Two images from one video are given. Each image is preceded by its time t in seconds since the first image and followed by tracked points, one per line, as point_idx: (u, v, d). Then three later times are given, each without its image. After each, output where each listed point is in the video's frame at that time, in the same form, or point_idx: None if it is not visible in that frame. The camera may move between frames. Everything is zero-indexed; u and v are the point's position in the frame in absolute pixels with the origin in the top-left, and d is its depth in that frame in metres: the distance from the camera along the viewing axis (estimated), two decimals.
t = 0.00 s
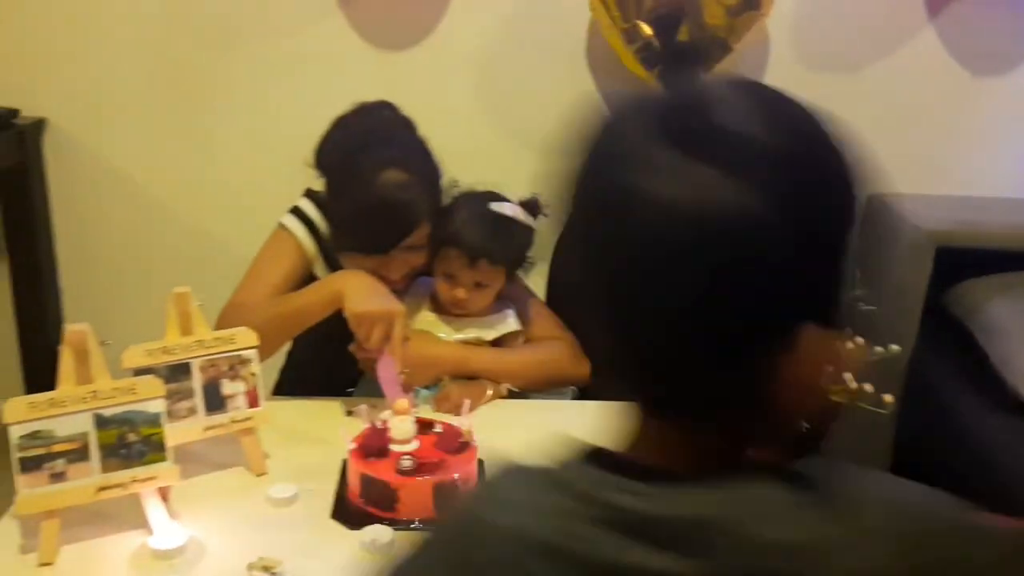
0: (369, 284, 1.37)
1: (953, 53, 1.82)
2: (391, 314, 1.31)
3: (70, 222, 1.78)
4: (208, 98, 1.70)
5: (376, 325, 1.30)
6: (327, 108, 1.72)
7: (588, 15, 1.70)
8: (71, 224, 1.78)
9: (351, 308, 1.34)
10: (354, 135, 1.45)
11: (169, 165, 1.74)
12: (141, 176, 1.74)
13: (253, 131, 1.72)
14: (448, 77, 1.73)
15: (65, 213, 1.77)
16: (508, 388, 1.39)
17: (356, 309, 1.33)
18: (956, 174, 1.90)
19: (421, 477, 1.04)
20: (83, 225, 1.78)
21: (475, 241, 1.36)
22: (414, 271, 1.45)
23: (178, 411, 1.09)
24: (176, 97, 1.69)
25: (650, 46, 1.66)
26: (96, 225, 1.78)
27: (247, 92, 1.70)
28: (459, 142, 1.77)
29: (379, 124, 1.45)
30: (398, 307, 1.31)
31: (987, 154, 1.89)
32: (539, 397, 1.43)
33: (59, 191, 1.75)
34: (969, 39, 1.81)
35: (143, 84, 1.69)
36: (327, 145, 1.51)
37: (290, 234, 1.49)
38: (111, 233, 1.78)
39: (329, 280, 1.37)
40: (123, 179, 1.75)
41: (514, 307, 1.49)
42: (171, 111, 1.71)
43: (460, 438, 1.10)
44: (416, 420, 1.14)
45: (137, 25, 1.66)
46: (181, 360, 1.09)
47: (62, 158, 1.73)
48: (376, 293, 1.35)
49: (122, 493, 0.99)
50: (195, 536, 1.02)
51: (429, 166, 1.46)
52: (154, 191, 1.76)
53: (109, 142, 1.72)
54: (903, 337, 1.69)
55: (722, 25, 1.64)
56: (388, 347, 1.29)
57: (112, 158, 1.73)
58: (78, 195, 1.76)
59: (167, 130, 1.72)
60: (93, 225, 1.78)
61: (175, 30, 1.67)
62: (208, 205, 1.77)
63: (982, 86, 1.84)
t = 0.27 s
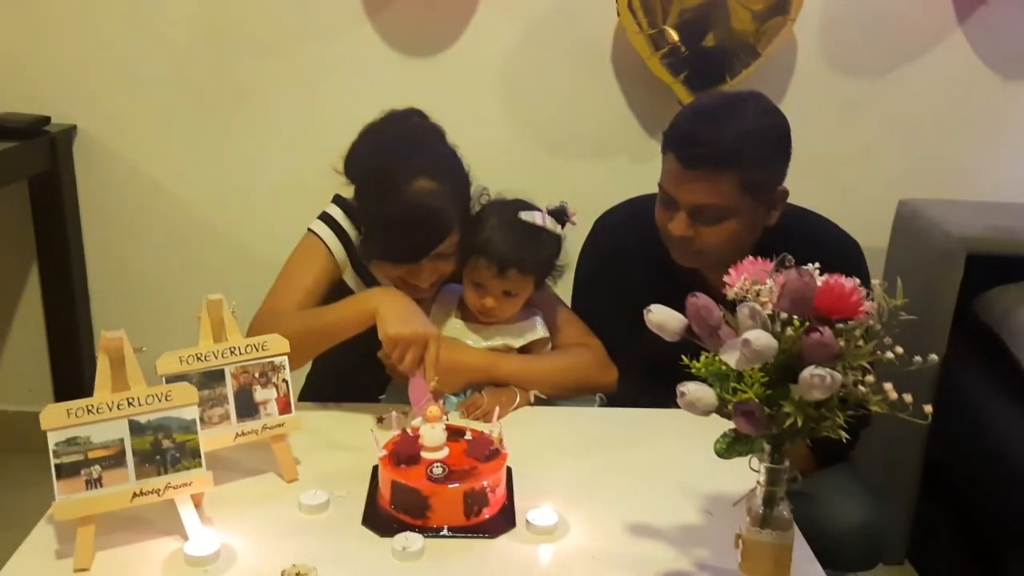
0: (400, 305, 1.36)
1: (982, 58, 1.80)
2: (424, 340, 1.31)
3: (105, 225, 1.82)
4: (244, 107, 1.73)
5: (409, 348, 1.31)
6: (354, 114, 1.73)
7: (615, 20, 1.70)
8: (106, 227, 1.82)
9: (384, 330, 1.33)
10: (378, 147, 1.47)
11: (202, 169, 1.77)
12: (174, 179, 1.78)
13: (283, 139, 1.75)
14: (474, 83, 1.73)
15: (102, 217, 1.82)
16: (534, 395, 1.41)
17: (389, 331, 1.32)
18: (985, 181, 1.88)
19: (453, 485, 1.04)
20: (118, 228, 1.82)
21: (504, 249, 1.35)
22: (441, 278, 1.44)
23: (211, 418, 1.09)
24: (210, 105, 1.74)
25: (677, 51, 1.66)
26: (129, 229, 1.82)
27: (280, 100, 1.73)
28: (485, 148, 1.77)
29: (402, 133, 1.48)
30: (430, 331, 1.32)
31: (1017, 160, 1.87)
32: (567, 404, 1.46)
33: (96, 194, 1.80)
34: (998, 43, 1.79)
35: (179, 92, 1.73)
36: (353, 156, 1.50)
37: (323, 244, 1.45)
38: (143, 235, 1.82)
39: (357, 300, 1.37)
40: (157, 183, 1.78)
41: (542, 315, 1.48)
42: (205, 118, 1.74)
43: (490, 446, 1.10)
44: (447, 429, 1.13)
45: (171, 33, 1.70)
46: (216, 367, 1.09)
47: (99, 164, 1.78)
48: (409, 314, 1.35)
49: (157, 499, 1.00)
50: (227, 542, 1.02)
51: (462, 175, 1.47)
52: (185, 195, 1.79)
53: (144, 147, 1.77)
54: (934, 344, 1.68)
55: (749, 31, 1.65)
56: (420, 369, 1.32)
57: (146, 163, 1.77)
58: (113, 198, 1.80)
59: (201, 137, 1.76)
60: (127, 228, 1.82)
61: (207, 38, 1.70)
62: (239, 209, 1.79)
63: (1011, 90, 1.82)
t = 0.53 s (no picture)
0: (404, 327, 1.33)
1: (995, 62, 1.79)
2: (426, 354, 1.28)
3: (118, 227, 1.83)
4: (257, 112, 1.74)
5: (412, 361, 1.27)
6: (366, 118, 1.73)
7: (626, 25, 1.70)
8: (119, 229, 1.83)
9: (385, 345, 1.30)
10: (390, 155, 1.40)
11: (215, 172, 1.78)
12: (186, 182, 1.79)
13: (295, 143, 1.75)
14: (485, 87, 1.74)
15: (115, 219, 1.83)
16: (544, 400, 1.40)
17: (389, 348, 1.29)
18: (1000, 187, 1.87)
19: (463, 490, 1.04)
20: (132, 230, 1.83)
21: (516, 256, 1.33)
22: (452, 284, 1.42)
23: (221, 423, 1.10)
24: (223, 109, 1.74)
25: (688, 55, 1.66)
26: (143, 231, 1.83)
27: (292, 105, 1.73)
28: (496, 152, 1.77)
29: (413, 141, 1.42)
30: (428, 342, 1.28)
31: None
32: (576, 408, 1.44)
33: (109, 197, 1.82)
34: (1010, 48, 1.79)
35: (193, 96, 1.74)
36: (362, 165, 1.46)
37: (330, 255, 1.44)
38: (156, 238, 1.83)
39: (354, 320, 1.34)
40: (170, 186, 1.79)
41: (552, 320, 1.48)
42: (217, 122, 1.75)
43: (501, 451, 1.09)
44: (457, 434, 1.13)
45: (184, 37, 1.71)
46: (227, 372, 1.09)
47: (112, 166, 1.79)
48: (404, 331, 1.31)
49: (167, 502, 1.00)
50: (237, 545, 1.03)
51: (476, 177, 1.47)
52: (199, 198, 1.79)
53: (157, 151, 1.77)
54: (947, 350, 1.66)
55: (761, 36, 1.64)
56: (422, 382, 1.28)
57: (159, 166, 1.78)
58: (126, 201, 1.81)
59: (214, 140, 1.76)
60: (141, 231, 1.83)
61: (220, 41, 1.71)
62: (250, 212, 1.80)
63: None
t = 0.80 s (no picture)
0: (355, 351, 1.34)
1: (999, 62, 1.79)
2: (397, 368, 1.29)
3: (121, 225, 1.84)
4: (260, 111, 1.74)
5: (387, 378, 1.28)
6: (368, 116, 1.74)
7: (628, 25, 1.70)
8: (123, 227, 1.84)
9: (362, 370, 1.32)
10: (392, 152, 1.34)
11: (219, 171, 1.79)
12: (190, 180, 1.80)
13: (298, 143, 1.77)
14: (487, 87, 1.74)
15: (119, 218, 1.83)
16: (545, 399, 1.40)
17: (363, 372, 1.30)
18: (1003, 188, 1.86)
19: (461, 487, 1.04)
20: (136, 228, 1.84)
21: (518, 256, 1.32)
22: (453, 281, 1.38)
23: (219, 418, 1.10)
24: (227, 107, 1.75)
25: (691, 55, 1.66)
26: (146, 228, 1.84)
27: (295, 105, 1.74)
28: (498, 151, 1.77)
29: (417, 136, 1.37)
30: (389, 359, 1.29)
31: None
32: (576, 407, 1.44)
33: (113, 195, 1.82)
34: (1015, 50, 1.78)
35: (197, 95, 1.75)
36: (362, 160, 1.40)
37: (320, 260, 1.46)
38: (159, 236, 1.84)
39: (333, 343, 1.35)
40: (173, 185, 1.80)
41: (553, 319, 1.47)
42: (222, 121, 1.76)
43: (499, 449, 1.09)
44: (455, 431, 1.12)
45: (188, 35, 1.72)
46: (226, 367, 1.09)
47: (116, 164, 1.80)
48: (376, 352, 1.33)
49: (164, 498, 1.00)
50: (234, 541, 1.02)
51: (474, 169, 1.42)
52: (202, 195, 1.80)
53: (162, 149, 1.78)
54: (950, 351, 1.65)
55: (765, 36, 1.64)
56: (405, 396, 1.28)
57: (163, 164, 1.79)
58: (130, 199, 1.82)
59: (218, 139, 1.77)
60: (144, 229, 1.84)
61: (224, 40, 1.72)
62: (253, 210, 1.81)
63: None
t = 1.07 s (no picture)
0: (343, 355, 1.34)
1: (997, 55, 1.77)
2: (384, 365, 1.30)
3: (117, 217, 1.83)
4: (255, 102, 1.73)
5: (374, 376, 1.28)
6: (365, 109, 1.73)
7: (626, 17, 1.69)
8: (118, 219, 1.83)
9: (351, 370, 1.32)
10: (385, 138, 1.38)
11: (213, 163, 1.78)
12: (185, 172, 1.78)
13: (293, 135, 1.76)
14: (483, 78, 1.73)
15: (113, 210, 1.82)
16: (537, 389, 1.39)
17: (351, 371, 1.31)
18: (1001, 182, 1.85)
19: (453, 473, 1.04)
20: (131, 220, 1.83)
21: (509, 243, 1.32)
22: (443, 268, 1.42)
23: (208, 405, 1.09)
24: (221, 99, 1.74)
25: (688, 47, 1.65)
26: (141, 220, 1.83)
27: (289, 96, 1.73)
28: (494, 143, 1.77)
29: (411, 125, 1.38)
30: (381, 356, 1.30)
31: None
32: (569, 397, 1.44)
33: (108, 187, 1.81)
34: (1015, 43, 1.76)
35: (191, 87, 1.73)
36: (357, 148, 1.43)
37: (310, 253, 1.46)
38: (155, 228, 1.83)
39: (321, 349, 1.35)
40: (168, 177, 1.79)
41: (546, 310, 1.47)
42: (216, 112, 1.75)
43: (490, 436, 1.09)
44: (446, 418, 1.12)
45: (182, 26, 1.70)
46: (214, 353, 1.08)
47: (110, 155, 1.79)
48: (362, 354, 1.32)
49: (152, 483, 1.00)
50: (223, 526, 1.02)
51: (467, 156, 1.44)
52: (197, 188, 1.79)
53: (156, 141, 1.77)
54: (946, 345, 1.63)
55: (762, 29, 1.63)
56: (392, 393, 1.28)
57: (157, 156, 1.78)
58: (125, 191, 1.81)
59: (212, 131, 1.76)
60: (140, 221, 1.83)
61: (218, 31, 1.70)
62: (248, 202, 1.80)
63: None
